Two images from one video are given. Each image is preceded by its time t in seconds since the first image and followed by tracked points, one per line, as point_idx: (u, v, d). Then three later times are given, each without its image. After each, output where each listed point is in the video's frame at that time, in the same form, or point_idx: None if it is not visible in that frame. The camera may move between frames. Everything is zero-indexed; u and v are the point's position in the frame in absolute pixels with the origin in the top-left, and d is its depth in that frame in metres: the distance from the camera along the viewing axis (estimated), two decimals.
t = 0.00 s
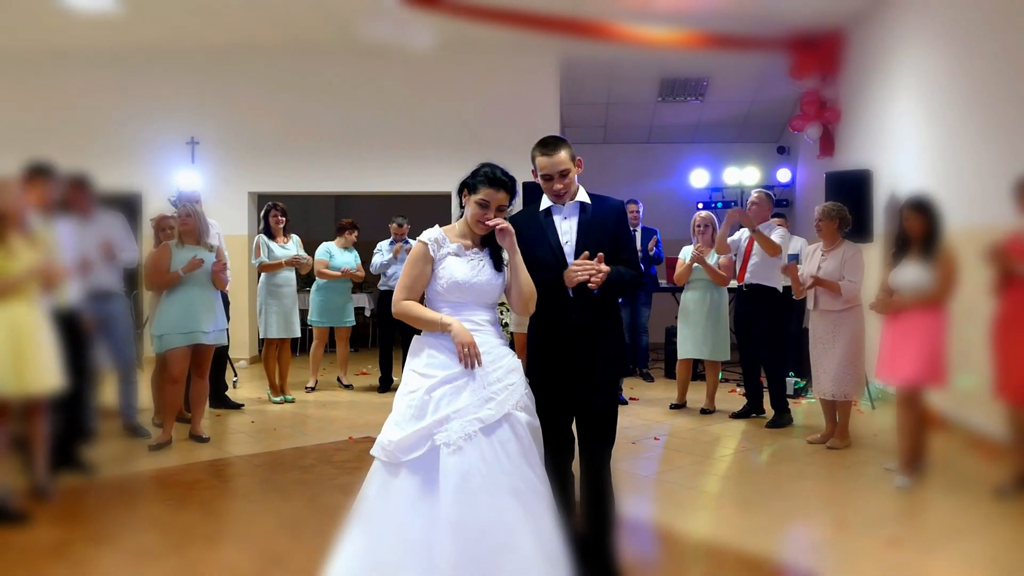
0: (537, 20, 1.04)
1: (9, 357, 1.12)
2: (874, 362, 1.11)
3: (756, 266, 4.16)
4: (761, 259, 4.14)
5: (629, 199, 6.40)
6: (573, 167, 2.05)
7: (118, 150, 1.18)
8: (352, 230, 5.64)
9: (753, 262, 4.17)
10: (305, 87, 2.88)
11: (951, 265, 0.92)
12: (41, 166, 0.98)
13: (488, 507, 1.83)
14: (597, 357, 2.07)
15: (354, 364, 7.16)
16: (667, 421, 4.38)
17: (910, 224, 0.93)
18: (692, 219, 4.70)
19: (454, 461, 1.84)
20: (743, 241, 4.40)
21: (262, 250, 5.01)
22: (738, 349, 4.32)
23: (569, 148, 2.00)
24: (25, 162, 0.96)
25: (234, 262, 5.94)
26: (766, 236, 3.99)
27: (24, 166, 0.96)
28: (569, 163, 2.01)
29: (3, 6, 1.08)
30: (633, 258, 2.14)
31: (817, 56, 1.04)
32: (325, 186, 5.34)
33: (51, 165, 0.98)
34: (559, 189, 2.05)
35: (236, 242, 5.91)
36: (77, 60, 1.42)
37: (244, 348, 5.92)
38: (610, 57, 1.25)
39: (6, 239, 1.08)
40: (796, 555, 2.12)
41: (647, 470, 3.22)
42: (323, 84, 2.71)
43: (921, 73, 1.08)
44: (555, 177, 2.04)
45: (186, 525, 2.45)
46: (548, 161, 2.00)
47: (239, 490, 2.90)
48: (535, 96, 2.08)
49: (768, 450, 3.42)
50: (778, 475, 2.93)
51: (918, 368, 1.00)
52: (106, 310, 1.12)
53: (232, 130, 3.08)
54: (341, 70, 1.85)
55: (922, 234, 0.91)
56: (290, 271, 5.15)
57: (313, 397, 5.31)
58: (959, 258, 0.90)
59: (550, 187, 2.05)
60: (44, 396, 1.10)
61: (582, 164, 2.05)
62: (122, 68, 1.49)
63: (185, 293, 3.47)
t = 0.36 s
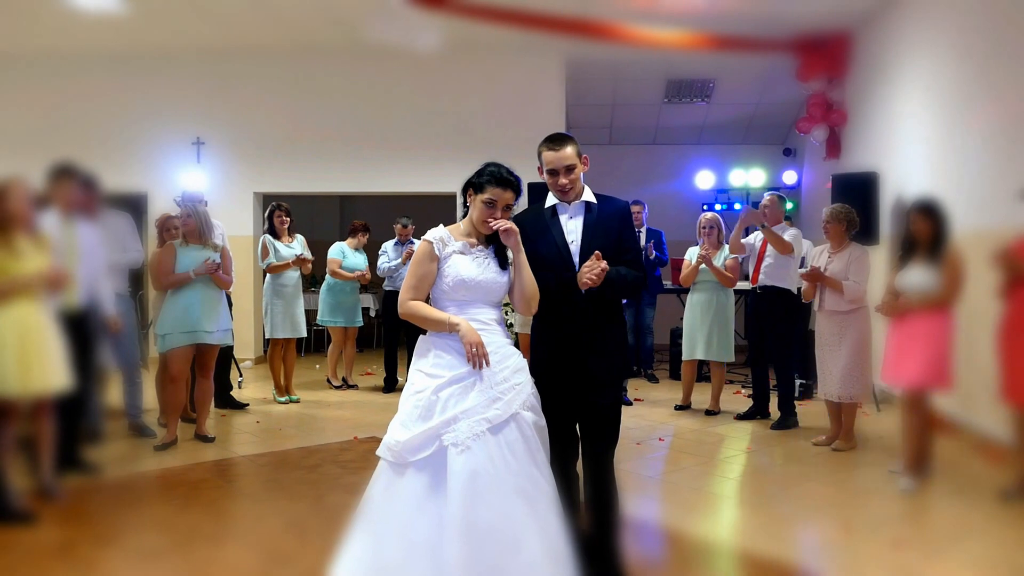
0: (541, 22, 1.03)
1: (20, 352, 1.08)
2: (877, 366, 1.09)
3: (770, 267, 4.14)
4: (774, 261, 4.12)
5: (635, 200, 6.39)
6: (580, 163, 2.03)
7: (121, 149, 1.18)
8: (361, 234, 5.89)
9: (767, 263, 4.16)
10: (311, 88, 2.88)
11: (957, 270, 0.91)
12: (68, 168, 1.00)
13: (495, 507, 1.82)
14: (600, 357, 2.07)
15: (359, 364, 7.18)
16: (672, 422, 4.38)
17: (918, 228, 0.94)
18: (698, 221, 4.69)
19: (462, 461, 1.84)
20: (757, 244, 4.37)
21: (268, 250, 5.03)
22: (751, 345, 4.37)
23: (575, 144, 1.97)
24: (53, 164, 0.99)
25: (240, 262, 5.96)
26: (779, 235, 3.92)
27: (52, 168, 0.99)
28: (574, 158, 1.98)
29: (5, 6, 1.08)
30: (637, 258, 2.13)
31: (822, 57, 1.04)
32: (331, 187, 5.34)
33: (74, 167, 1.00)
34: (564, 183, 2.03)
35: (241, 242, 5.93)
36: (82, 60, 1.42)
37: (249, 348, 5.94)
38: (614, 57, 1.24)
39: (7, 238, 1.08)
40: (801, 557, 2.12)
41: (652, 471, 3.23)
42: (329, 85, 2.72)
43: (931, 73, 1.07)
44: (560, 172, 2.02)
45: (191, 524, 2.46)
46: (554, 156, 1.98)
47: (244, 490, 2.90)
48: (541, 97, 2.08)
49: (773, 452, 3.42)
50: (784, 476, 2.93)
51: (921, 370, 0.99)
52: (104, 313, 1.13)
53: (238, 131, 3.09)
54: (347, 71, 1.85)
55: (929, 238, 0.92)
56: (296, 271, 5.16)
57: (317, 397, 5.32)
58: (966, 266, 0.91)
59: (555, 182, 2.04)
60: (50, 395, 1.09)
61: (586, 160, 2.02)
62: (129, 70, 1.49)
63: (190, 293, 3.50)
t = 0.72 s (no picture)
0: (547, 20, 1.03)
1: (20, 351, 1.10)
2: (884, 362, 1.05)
3: (781, 265, 4.11)
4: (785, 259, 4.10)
5: (640, 196, 6.37)
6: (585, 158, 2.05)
7: (126, 148, 1.19)
8: (359, 230, 5.82)
9: (778, 260, 4.13)
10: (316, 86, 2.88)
11: (965, 267, 0.91)
12: (65, 163, 1.03)
13: (505, 502, 1.83)
14: (605, 355, 2.06)
15: (365, 361, 7.18)
16: (677, 418, 4.38)
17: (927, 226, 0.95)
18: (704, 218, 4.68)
19: (473, 457, 1.84)
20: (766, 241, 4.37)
21: (272, 248, 5.03)
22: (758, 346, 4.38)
23: (581, 136, 2.02)
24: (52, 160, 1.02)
25: (245, 259, 5.97)
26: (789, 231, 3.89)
27: (53, 163, 1.02)
28: (579, 149, 2.02)
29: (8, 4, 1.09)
30: (641, 257, 2.14)
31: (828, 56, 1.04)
32: (335, 184, 5.34)
33: (73, 165, 1.03)
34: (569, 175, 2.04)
35: (247, 239, 5.94)
36: (85, 58, 1.43)
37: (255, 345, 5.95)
38: (622, 54, 1.23)
39: (12, 238, 1.04)
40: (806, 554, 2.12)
41: (658, 468, 3.23)
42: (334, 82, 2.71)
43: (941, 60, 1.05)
44: (566, 164, 2.04)
45: (197, 521, 2.47)
46: (561, 146, 2.01)
47: (250, 487, 2.91)
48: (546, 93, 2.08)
49: (778, 449, 3.41)
50: (789, 473, 2.93)
51: (928, 364, 0.98)
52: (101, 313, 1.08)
53: (243, 128, 3.09)
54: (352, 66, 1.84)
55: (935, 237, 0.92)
56: (301, 268, 5.17)
57: (323, 394, 5.33)
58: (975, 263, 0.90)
59: (560, 173, 2.05)
60: (56, 394, 1.10)
61: (593, 155, 2.05)
62: (134, 68, 1.50)
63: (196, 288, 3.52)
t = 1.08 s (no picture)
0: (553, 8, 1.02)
1: (24, 340, 1.11)
2: (887, 353, 1.06)
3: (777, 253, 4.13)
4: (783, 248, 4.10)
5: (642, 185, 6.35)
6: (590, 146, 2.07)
7: (125, 135, 1.20)
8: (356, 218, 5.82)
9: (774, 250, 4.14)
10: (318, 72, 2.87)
11: (970, 256, 0.94)
12: (48, 150, 1.00)
13: (505, 491, 1.83)
14: (604, 348, 2.06)
15: (366, 350, 7.20)
16: (678, 407, 4.39)
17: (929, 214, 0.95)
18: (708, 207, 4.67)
19: (472, 445, 1.85)
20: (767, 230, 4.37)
21: (275, 236, 5.01)
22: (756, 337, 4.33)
23: (587, 124, 2.02)
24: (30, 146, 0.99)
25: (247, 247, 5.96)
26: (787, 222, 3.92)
27: (32, 149, 0.99)
28: (584, 137, 2.03)
29: None
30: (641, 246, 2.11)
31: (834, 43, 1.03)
32: (337, 171, 5.33)
33: (58, 151, 1.00)
34: (572, 161, 2.07)
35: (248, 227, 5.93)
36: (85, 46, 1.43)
37: (257, 334, 5.97)
38: (623, 43, 1.21)
39: (13, 223, 1.03)
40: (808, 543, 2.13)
41: (658, 456, 3.24)
42: (335, 69, 2.69)
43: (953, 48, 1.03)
44: (571, 149, 2.06)
45: (201, 508, 2.49)
46: (567, 133, 2.02)
47: (253, 474, 2.93)
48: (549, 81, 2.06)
49: (779, 438, 3.42)
50: (791, 462, 2.95)
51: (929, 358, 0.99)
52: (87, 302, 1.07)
53: (244, 116, 3.09)
54: (347, 54, 1.86)
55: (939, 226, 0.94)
56: (303, 256, 5.16)
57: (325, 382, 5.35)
58: (979, 252, 0.94)
59: (564, 160, 2.07)
60: (57, 381, 1.10)
61: (598, 143, 2.06)
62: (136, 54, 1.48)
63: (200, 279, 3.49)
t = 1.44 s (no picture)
0: None
1: (23, 314, 1.07)
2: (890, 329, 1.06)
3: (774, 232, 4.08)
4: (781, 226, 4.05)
5: (647, 162, 6.29)
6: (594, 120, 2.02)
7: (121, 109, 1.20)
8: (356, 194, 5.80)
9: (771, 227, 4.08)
10: (319, 45, 2.83)
11: (976, 233, 0.95)
12: (27, 125, 1.02)
13: (515, 467, 1.80)
14: (605, 325, 2.03)
15: (369, 327, 7.21)
16: (680, 385, 4.39)
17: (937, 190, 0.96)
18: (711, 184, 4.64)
19: (486, 422, 1.83)
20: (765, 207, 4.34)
21: (278, 212, 4.99)
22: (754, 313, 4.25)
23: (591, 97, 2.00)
24: (12, 121, 1.01)
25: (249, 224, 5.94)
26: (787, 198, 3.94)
27: (11, 126, 1.01)
28: (590, 110, 1.99)
29: None
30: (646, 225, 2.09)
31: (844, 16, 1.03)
32: (340, 147, 5.29)
33: (38, 124, 1.03)
34: (578, 135, 2.01)
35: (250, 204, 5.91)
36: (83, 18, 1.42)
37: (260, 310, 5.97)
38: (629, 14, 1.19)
39: (15, 201, 1.03)
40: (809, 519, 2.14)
41: (660, 433, 3.24)
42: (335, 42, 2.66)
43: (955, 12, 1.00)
44: (576, 123, 2.00)
45: (205, 482, 2.50)
46: (571, 105, 1.97)
47: (257, 449, 2.94)
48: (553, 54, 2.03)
49: (781, 415, 3.43)
50: (792, 440, 2.96)
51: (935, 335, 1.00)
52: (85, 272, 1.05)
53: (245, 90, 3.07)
54: (347, 26, 1.83)
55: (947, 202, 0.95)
56: (306, 233, 5.15)
57: (328, 359, 5.36)
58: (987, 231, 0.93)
59: (569, 134, 2.01)
60: (63, 356, 1.10)
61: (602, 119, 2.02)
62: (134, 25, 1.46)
63: (206, 254, 3.48)
